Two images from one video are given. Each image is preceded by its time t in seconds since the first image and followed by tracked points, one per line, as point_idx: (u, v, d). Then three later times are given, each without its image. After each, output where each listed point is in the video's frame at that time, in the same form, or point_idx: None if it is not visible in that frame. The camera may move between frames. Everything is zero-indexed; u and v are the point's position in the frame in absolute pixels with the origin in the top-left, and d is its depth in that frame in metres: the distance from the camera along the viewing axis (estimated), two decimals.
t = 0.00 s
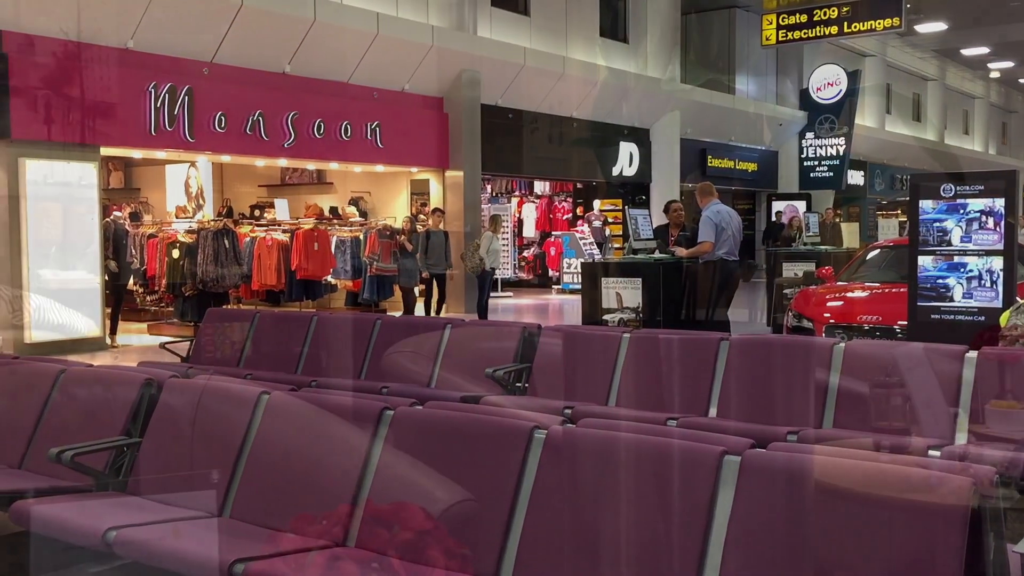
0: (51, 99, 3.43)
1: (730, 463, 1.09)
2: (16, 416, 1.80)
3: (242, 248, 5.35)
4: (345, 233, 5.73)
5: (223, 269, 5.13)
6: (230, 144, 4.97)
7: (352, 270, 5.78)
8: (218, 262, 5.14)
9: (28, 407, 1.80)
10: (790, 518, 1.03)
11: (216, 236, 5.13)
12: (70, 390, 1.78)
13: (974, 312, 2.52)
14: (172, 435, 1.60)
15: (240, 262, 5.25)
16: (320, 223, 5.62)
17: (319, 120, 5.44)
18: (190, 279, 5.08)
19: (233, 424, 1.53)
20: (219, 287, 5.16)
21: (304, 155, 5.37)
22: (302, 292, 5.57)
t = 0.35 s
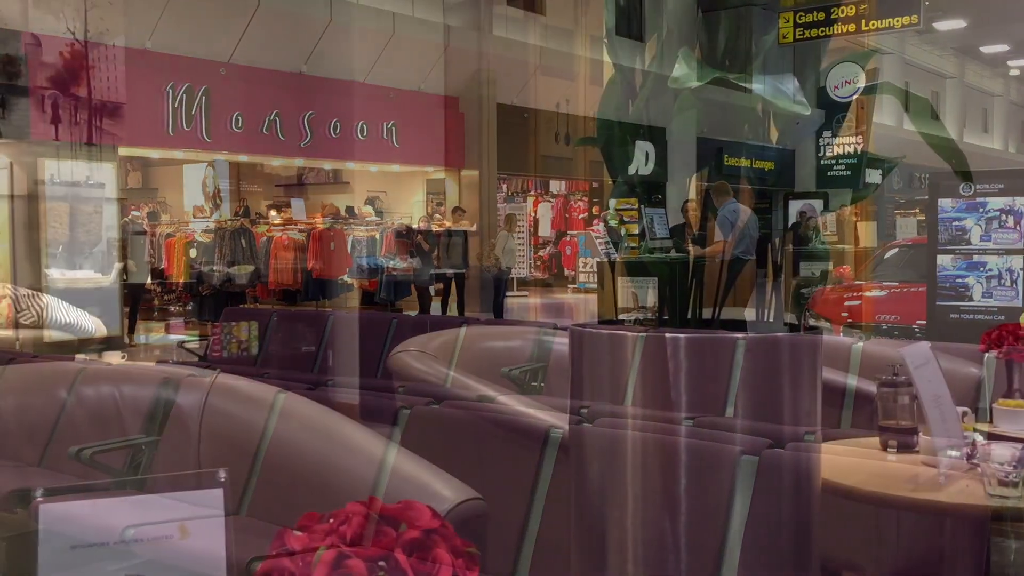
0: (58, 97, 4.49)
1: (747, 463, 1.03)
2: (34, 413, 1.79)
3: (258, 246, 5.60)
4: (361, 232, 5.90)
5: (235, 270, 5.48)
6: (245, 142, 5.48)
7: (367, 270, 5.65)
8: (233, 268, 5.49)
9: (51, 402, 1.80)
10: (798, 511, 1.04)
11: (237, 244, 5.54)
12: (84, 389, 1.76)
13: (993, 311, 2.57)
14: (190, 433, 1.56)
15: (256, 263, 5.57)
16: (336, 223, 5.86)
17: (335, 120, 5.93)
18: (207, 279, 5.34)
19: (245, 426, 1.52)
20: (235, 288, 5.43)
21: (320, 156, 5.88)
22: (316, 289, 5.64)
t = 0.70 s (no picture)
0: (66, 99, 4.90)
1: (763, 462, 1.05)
2: (11, 422, 1.47)
3: (268, 245, 5.60)
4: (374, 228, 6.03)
5: (245, 271, 5.43)
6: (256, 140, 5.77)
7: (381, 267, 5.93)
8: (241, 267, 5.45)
9: (42, 407, 1.51)
10: (808, 510, 1.08)
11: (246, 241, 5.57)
12: (92, 391, 1.57)
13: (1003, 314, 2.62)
14: (205, 435, 1.58)
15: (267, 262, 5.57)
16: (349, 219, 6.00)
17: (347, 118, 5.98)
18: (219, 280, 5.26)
19: (259, 426, 1.54)
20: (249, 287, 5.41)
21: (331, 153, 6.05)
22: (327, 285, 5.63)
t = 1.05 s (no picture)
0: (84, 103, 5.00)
1: (772, 476, 0.93)
2: (28, 424, 1.47)
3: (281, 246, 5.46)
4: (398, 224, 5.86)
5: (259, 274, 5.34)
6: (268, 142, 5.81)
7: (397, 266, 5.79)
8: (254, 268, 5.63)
9: (58, 408, 1.51)
10: (823, 521, 0.95)
11: (260, 242, 5.62)
12: (108, 393, 1.58)
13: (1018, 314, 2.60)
14: (219, 437, 1.59)
15: (277, 262, 5.47)
16: (364, 219, 5.81)
17: (356, 121, 5.85)
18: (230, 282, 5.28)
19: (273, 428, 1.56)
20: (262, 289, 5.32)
21: (344, 154, 5.95)
22: (342, 284, 5.65)
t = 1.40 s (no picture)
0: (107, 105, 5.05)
1: (794, 476, 0.92)
2: (52, 423, 1.48)
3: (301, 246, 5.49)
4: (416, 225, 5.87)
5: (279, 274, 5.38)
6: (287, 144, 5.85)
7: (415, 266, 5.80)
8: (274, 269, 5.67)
9: (81, 408, 1.53)
10: (846, 522, 0.94)
11: (279, 243, 5.66)
12: (130, 393, 1.59)
13: None
14: (240, 437, 1.61)
15: (297, 263, 5.50)
16: (382, 220, 5.84)
17: (374, 123, 5.88)
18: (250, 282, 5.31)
19: (292, 427, 1.58)
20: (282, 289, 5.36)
21: (363, 155, 5.97)
22: (361, 284, 5.67)
